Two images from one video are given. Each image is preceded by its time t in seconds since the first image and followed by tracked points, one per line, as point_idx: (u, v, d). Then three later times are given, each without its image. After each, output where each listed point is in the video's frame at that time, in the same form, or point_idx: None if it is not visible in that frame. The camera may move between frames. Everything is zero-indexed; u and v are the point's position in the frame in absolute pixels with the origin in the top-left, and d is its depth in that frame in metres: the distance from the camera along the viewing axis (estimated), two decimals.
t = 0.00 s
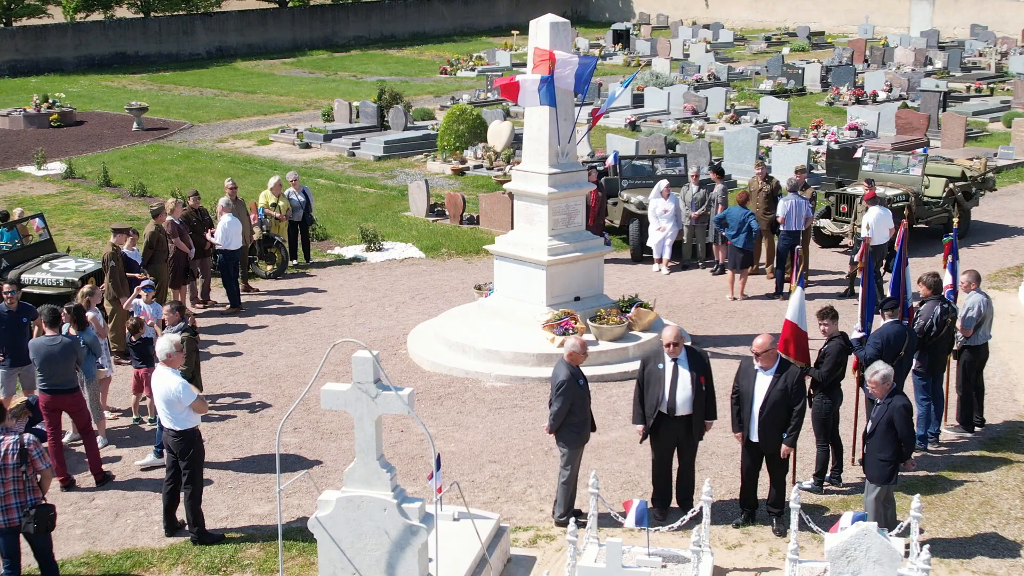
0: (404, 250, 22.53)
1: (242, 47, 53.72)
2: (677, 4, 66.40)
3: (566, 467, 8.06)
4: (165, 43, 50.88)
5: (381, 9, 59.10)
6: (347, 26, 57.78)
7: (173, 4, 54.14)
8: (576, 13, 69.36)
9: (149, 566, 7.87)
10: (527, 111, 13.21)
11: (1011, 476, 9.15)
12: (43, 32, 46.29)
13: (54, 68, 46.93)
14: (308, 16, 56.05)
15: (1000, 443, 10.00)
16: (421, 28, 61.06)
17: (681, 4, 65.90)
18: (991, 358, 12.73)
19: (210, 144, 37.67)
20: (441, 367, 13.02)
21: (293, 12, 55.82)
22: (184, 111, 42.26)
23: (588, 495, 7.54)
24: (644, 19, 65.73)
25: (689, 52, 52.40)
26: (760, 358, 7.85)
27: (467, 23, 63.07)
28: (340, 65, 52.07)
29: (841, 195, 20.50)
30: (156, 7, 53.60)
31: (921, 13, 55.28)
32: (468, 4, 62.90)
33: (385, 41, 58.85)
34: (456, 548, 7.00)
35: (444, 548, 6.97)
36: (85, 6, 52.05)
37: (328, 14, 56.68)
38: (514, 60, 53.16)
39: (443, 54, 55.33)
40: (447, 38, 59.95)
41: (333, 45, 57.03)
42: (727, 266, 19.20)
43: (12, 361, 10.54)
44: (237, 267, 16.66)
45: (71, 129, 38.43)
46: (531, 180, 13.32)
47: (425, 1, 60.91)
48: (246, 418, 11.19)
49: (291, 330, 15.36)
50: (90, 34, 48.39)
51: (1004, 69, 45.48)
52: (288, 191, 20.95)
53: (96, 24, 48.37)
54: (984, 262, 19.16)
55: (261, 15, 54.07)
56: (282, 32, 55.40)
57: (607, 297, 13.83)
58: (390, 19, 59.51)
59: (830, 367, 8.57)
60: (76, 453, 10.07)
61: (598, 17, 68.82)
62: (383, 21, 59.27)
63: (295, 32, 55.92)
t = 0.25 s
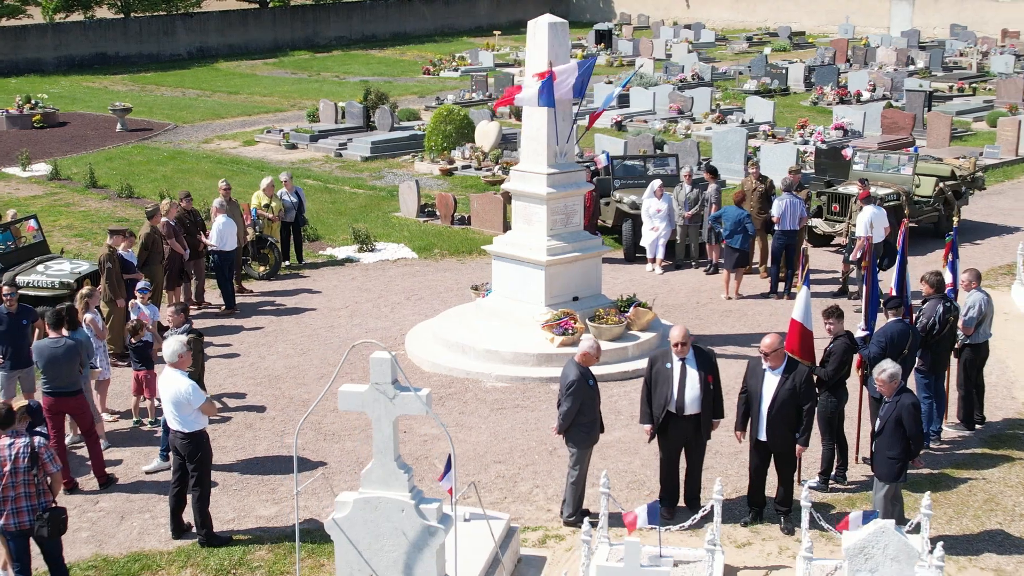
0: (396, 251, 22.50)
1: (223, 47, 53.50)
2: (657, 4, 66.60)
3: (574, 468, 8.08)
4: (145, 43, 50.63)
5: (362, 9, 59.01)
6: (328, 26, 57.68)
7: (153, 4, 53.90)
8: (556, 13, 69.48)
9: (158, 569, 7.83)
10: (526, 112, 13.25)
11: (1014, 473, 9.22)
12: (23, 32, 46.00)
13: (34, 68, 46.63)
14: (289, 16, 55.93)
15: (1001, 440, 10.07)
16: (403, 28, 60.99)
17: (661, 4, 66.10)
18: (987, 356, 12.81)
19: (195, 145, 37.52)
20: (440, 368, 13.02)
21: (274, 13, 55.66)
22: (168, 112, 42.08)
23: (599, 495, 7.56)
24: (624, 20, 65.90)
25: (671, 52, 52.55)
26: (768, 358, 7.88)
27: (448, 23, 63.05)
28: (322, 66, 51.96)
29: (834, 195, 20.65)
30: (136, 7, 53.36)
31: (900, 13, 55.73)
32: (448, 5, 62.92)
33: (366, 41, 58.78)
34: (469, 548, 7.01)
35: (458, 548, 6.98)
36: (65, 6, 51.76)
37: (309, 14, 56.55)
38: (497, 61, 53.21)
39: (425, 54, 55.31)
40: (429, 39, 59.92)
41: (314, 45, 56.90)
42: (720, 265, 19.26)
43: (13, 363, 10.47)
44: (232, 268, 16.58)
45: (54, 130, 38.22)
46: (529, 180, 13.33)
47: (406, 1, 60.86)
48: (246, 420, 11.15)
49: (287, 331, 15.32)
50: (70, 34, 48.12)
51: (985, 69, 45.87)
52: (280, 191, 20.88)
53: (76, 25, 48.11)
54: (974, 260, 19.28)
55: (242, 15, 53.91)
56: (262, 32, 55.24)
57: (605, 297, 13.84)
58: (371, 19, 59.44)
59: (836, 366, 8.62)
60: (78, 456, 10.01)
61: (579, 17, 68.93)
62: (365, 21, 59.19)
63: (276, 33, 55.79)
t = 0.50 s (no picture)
0: (387, 251, 22.45)
1: (201, 47, 53.25)
2: (635, 4, 66.83)
3: (585, 467, 8.10)
4: (122, 44, 50.33)
5: (341, 9, 58.90)
6: (306, 26, 57.53)
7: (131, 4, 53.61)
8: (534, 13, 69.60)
9: (168, 571, 7.80)
10: (524, 112, 13.25)
11: (1016, 469, 9.31)
12: None
13: (12, 69, 46.28)
14: (266, 17, 55.75)
15: (1001, 436, 10.17)
16: (381, 29, 60.94)
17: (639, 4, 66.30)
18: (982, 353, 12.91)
19: (178, 146, 37.33)
20: (440, 368, 13.00)
21: (253, 13, 55.46)
22: (150, 112, 41.87)
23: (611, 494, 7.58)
24: (603, 19, 66.09)
25: (650, 52, 52.69)
26: (777, 355, 7.90)
27: (426, 23, 63.03)
28: (302, 66, 51.82)
29: (824, 194, 20.82)
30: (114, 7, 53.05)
31: (878, 13, 56.24)
32: (427, 5, 62.89)
33: (344, 41, 58.68)
34: (484, 546, 7.03)
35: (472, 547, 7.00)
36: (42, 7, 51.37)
37: (287, 14, 56.38)
38: (477, 62, 53.21)
39: (404, 54, 55.26)
40: (408, 39, 59.87)
41: (292, 45, 56.73)
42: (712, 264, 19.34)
43: (12, 366, 10.39)
44: (226, 269, 16.49)
45: (35, 131, 37.94)
46: (528, 180, 13.34)
47: (385, 1, 60.80)
48: (246, 422, 11.11)
49: (283, 332, 15.26)
50: (48, 35, 47.78)
51: (964, 68, 46.27)
52: (271, 192, 20.78)
53: (53, 25, 47.79)
54: (963, 258, 19.43)
55: (219, 15, 53.66)
56: (240, 32, 55.03)
57: (602, 297, 13.87)
58: (350, 19, 59.34)
59: (841, 364, 8.67)
60: (79, 459, 9.95)
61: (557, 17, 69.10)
62: (343, 21, 59.09)
63: (254, 33, 55.59)
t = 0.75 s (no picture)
0: (379, 252, 22.40)
1: (181, 48, 52.98)
2: (616, 4, 66.94)
3: (594, 464, 8.12)
4: (102, 44, 50.03)
5: (322, 10, 58.74)
6: (286, 26, 57.35)
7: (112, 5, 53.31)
8: (514, 13, 69.65)
9: (177, 573, 7.77)
10: (520, 112, 13.29)
11: (1018, 465, 9.38)
12: None
13: None
14: (246, 17, 55.54)
15: (1002, 433, 10.24)
16: (362, 29, 60.86)
17: (620, 5, 66.45)
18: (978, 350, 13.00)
19: (162, 146, 37.15)
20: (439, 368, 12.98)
21: (233, 13, 55.25)
22: (134, 113, 41.65)
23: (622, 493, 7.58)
24: (583, 19, 66.20)
25: (632, 52, 52.77)
26: (785, 354, 7.95)
27: (406, 24, 62.95)
28: (285, 66, 51.68)
29: (816, 193, 20.91)
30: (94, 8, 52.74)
31: (858, 13, 56.66)
32: (407, 5, 62.81)
33: (325, 42, 58.55)
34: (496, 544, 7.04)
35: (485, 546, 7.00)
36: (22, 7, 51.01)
37: (268, 14, 56.20)
38: (460, 62, 53.18)
39: (386, 54, 55.19)
40: (389, 39, 59.81)
41: (273, 45, 56.53)
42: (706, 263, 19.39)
43: (12, 368, 10.32)
44: (220, 270, 16.41)
45: (17, 132, 37.69)
46: (526, 180, 13.36)
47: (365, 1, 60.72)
48: (246, 423, 11.08)
49: (278, 332, 15.22)
50: (28, 35, 47.46)
51: (945, 68, 46.55)
52: (263, 193, 20.70)
53: (33, 25, 47.48)
54: (953, 257, 19.56)
55: (200, 15, 53.41)
56: (221, 33, 54.79)
57: (600, 296, 13.90)
58: (331, 19, 59.22)
59: (846, 362, 8.72)
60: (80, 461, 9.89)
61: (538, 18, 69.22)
62: (324, 21, 58.97)
63: (234, 33, 55.35)
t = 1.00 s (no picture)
0: (372, 252, 22.34)
1: (162, 49, 52.69)
2: (597, 5, 67.04)
3: (605, 462, 8.17)
4: (83, 45, 49.72)
5: (303, 10, 58.60)
6: (267, 26, 57.16)
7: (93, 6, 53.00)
8: (495, 13, 69.69)
9: None
10: (518, 112, 13.29)
11: (1020, 463, 9.43)
12: None
13: None
14: (228, 18, 55.33)
15: (1002, 431, 10.31)
16: (343, 30, 60.78)
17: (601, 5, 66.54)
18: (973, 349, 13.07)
19: (147, 147, 36.97)
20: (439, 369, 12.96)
21: (214, 13, 55.04)
22: (118, 114, 41.44)
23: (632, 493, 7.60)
24: (564, 20, 66.26)
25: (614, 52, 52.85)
26: (793, 354, 7.97)
27: (387, 25, 62.85)
28: (268, 67, 51.52)
29: (807, 192, 20.99)
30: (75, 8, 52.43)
31: (838, 13, 57.01)
32: (388, 6, 62.71)
33: (306, 42, 58.40)
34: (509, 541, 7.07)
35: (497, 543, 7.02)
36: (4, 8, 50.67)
37: (249, 14, 55.99)
38: (443, 63, 53.14)
39: (368, 55, 55.12)
40: (369, 40, 59.73)
41: (254, 46, 56.33)
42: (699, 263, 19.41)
43: (11, 370, 10.25)
44: (215, 271, 16.35)
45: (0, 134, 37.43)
46: (524, 180, 13.36)
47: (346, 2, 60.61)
48: (247, 425, 11.03)
49: (274, 334, 15.16)
50: (7, 36, 47.14)
51: (927, 68, 46.81)
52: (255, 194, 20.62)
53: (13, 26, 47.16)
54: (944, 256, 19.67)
55: (181, 17, 53.17)
56: (202, 33, 54.55)
57: (598, 296, 13.91)
58: (311, 20, 59.08)
59: (851, 361, 8.76)
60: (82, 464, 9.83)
61: (518, 18, 69.31)
62: (304, 22, 58.81)
63: (216, 33, 55.10)
